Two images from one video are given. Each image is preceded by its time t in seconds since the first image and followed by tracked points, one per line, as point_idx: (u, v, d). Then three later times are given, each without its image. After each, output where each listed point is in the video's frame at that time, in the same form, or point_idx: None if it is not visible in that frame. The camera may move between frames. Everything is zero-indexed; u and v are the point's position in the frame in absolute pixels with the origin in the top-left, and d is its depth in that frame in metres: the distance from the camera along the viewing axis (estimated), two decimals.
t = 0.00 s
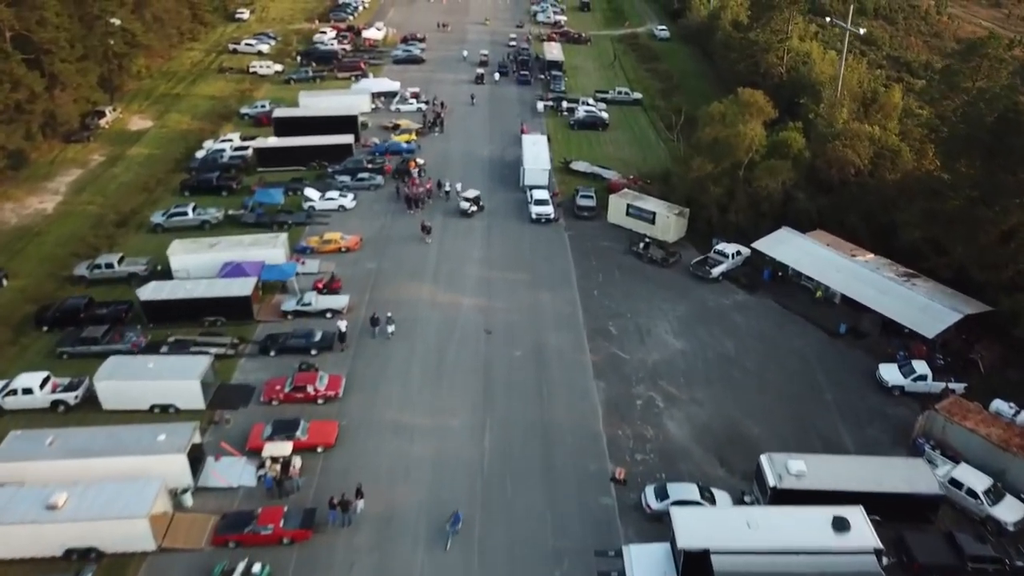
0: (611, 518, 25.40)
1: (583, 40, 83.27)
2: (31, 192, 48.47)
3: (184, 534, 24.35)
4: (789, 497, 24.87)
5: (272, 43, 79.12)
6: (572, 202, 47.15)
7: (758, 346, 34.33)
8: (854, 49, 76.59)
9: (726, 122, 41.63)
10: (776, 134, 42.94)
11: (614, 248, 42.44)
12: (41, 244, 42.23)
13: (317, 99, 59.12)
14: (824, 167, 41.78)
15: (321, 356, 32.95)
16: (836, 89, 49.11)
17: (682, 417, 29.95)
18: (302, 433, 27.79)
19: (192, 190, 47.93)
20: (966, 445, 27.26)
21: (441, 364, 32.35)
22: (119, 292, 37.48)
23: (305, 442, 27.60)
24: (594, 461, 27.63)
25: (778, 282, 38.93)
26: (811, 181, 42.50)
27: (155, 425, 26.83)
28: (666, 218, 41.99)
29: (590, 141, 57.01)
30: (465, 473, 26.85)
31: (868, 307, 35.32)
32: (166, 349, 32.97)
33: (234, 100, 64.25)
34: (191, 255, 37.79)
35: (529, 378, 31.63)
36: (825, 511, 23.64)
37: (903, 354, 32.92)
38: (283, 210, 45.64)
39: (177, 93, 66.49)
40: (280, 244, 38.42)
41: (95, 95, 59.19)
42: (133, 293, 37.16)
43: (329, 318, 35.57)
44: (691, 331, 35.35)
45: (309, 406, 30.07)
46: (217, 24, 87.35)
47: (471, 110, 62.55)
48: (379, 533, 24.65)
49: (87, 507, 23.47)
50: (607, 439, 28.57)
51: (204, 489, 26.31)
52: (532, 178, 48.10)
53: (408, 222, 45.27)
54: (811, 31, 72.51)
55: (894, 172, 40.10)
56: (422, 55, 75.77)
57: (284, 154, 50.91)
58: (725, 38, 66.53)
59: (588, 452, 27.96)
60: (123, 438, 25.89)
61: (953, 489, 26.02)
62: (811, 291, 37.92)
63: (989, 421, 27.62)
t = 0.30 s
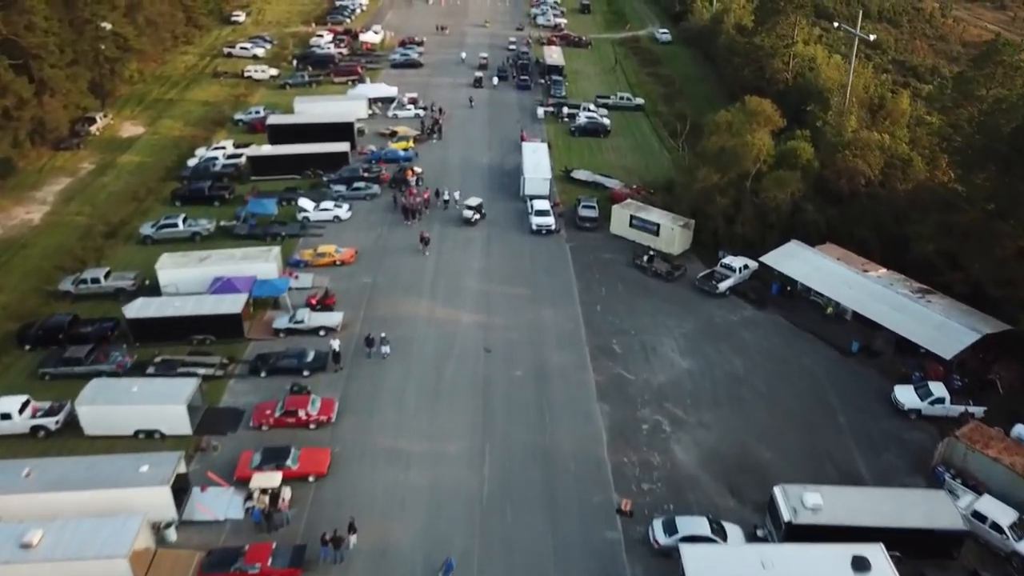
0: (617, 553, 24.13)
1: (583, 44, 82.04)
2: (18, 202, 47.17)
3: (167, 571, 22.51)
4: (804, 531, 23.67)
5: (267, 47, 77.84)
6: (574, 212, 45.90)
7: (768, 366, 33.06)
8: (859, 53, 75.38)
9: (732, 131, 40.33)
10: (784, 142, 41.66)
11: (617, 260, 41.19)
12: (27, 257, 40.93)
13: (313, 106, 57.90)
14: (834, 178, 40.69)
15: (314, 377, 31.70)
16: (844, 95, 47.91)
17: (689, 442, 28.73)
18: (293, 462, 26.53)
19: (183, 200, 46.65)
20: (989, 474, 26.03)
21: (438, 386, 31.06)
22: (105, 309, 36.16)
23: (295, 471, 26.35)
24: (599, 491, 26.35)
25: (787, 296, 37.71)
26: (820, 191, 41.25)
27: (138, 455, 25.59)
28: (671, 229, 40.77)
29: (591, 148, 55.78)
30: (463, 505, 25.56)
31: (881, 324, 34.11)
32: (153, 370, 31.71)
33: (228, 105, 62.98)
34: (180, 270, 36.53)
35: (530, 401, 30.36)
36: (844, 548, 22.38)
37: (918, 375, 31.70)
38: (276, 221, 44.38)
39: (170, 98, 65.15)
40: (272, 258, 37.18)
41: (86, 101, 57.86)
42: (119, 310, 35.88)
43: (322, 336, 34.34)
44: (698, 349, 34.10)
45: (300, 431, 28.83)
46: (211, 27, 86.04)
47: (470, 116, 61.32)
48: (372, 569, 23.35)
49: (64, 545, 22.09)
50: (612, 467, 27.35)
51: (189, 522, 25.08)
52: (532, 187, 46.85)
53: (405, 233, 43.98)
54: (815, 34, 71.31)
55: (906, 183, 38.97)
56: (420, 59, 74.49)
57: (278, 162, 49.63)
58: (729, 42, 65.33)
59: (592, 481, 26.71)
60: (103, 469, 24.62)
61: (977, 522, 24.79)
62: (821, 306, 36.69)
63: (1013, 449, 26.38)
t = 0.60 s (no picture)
0: None
1: (584, 47, 80.82)
2: (5, 212, 45.87)
3: None
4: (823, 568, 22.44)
5: (263, 51, 76.57)
6: (576, 223, 44.63)
7: (779, 387, 31.85)
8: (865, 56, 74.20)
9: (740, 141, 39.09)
10: (794, 151, 40.40)
11: (622, 273, 39.93)
12: (12, 270, 39.64)
13: (309, 112, 56.58)
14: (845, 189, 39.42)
15: (308, 399, 30.44)
16: (853, 103, 46.72)
17: (700, 469, 27.49)
18: (284, 493, 25.24)
19: (175, 210, 45.37)
20: (1015, 506, 24.79)
21: (437, 410, 29.81)
22: (91, 326, 34.88)
23: (287, 502, 25.05)
24: (606, 524, 25.09)
25: (797, 312, 36.48)
26: (831, 203, 40.03)
27: (121, 487, 24.22)
28: (677, 242, 39.57)
29: (593, 155, 54.54)
30: (462, 539, 24.30)
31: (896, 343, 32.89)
32: (139, 392, 30.41)
33: (223, 111, 61.70)
34: (169, 285, 35.27)
35: (533, 426, 29.12)
36: None
37: (936, 397, 30.46)
38: (270, 233, 43.13)
39: (164, 104, 63.86)
40: (265, 272, 35.91)
41: (77, 107, 56.58)
42: (106, 327, 34.59)
43: (316, 355, 33.04)
44: (706, 369, 32.86)
45: (293, 458, 27.57)
46: (207, 30, 84.77)
47: (470, 122, 60.06)
48: None
49: None
50: (619, 497, 26.10)
51: (174, 559, 23.78)
52: (534, 197, 45.63)
53: (403, 245, 42.70)
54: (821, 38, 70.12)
55: (920, 195, 37.75)
56: (419, 63, 73.21)
57: (272, 170, 48.36)
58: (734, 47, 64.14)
59: (598, 513, 25.45)
60: (84, 504, 23.28)
61: (1004, 558, 23.56)
62: (833, 323, 35.47)
63: None
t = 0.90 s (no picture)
0: None
1: (586, 51, 79.61)
2: None
3: None
4: None
5: (259, 54, 75.34)
6: (580, 234, 43.39)
7: (793, 409, 30.65)
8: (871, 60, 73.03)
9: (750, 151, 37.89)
10: (805, 162, 39.20)
11: (628, 287, 38.71)
12: None
13: (305, 118, 55.51)
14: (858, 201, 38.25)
15: (302, 423, 29.19)
16: (864, 110, 45.54)
17: (712, 499, 26.26)
18: (277, 527, 23.97)
19: (167, 220, 44.12)
20: None
21: (437, 434, 28.55)
22: (79, 344, 33.64)
23: (280, 537, 23.80)
24: (615, 558, 23.86)
25: (810, 329, 35.28)
26: (843, 214, 38.83)
27: (105, 523, 22.88)
28: (685, 254, 38.38)
29: (597, 162, 53.33)
30: None
31: (914, 362, 31.68)
32: (127, 415, 29.13)
33: (218, 116, 60.45)
34: (159, 301, 34.02)
35: (537, 452, 27.87)
36: None
37: (958, 421, 29.26)
38: (264, 244, 41.88)
39: (158, 109, 62.60)
40: (259, 288, 34.63)
41: (68, 113, 55.35)
42: (94, 345, 33.34)
43: (312, 375, 31.77)
44: (716, 390, 31.64)
45: (287, 486, 26.31)
46: (203, 33, 83.56)
47: (470, 128, 58.84)
48: None
49: None
50: (628, 530, 24.88)
51: None
52: (536, 207, 44.40)
53: (402, 256, 41.43)
54: (827, 42, 68.98)
55: (936, 207, 36.57)
56: (418, 67, 71.98)
57: (268, 179, 47.11)
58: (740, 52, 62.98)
59: (607, 548, 24.21)
60: (65, 542, 21.99)
61: None
62: (847, 340, 34.28)
63: None
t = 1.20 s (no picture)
0: None
1: (589, 54, 78.36)
2: None
3: None
4: None
5: (257, 58, 74.06)
6: (585, 246, 42.15)
7: (810, 433, 29.46)
8: (879, 64, 71.86)
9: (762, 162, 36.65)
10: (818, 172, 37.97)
11: (635, 302, 37.49)
12: None
13: (303, 124, 54.29)
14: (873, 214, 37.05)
15: (299, 449, 27.95)
16: (877, 117, 44.32)
17: (729, 531, 25.06)
18: (271, 564, 22.69)
19: (160, 231, 42.87)
20: None
21: (439, 462, 27.36)
22: (67, 363, 32.39)
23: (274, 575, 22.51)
24: None
25: (825, 346, 34.09)
26: (857, 227, 37.63)
27: (88, 562, 21.61)
28: (695, 268, 37.20)
29: (601, 170, 52.10)
30: None
31: (935, 384, 30.50)
32: (115, 441, 27.88)
33: (214, 122, 59.20)
34: (150, 319, 32.77)
35: (544, 481, 26.68)
36: None
37: (982, 446, 28.08)
38: (260, 257, 40.62)
39: (152, 115, 61.33)
40: (254, 304, 33.39)
41: (60, 119, 54.05)
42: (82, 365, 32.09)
43: (309, 397, 30.53)
44: (729, 413, 30.45)
45: (282, 518, 25.06)
46: (199, 35, 82.27)
47: (471, 134, 57.60)
48: None
49: None
50: (641, 566, 23.68)
51: None
52: (540, 217, 43.15)
53: (402, 269, 40.18)
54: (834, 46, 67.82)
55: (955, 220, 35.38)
56: (418, 70, 70.71)
57: (264, 189, 45.85)
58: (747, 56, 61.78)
59: None
60: None
61: None
62: (863, 359, 33.08)
63: None
